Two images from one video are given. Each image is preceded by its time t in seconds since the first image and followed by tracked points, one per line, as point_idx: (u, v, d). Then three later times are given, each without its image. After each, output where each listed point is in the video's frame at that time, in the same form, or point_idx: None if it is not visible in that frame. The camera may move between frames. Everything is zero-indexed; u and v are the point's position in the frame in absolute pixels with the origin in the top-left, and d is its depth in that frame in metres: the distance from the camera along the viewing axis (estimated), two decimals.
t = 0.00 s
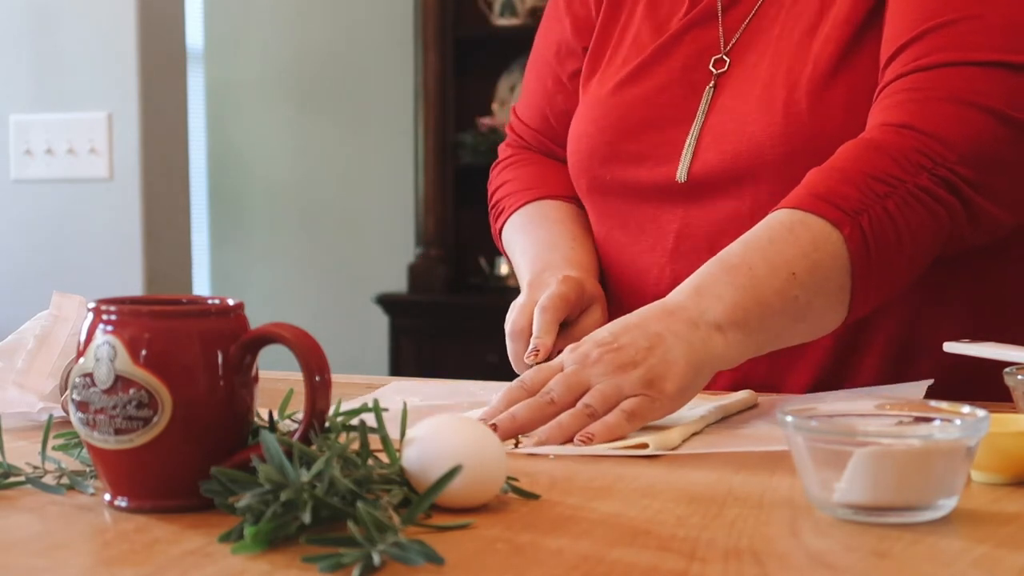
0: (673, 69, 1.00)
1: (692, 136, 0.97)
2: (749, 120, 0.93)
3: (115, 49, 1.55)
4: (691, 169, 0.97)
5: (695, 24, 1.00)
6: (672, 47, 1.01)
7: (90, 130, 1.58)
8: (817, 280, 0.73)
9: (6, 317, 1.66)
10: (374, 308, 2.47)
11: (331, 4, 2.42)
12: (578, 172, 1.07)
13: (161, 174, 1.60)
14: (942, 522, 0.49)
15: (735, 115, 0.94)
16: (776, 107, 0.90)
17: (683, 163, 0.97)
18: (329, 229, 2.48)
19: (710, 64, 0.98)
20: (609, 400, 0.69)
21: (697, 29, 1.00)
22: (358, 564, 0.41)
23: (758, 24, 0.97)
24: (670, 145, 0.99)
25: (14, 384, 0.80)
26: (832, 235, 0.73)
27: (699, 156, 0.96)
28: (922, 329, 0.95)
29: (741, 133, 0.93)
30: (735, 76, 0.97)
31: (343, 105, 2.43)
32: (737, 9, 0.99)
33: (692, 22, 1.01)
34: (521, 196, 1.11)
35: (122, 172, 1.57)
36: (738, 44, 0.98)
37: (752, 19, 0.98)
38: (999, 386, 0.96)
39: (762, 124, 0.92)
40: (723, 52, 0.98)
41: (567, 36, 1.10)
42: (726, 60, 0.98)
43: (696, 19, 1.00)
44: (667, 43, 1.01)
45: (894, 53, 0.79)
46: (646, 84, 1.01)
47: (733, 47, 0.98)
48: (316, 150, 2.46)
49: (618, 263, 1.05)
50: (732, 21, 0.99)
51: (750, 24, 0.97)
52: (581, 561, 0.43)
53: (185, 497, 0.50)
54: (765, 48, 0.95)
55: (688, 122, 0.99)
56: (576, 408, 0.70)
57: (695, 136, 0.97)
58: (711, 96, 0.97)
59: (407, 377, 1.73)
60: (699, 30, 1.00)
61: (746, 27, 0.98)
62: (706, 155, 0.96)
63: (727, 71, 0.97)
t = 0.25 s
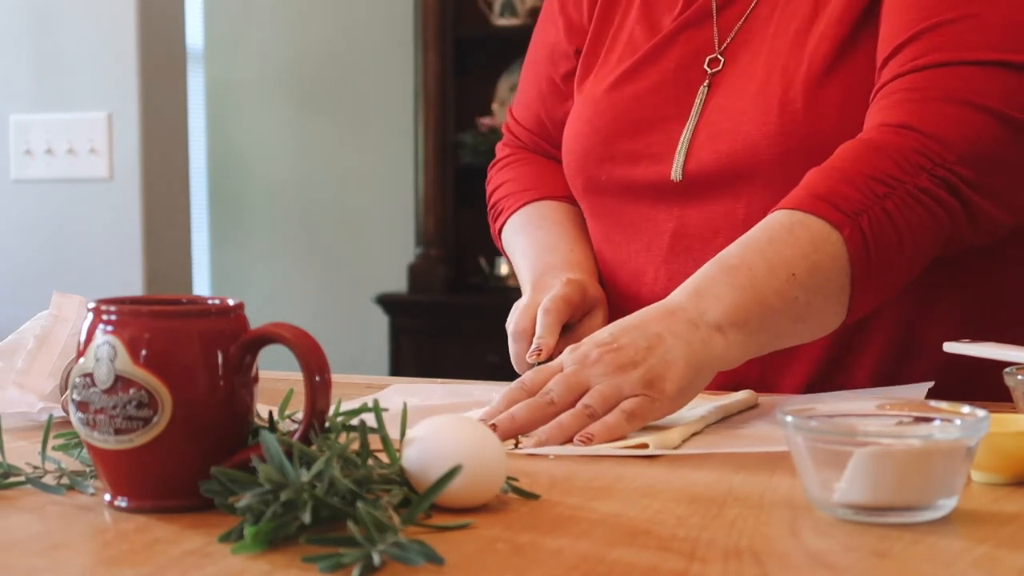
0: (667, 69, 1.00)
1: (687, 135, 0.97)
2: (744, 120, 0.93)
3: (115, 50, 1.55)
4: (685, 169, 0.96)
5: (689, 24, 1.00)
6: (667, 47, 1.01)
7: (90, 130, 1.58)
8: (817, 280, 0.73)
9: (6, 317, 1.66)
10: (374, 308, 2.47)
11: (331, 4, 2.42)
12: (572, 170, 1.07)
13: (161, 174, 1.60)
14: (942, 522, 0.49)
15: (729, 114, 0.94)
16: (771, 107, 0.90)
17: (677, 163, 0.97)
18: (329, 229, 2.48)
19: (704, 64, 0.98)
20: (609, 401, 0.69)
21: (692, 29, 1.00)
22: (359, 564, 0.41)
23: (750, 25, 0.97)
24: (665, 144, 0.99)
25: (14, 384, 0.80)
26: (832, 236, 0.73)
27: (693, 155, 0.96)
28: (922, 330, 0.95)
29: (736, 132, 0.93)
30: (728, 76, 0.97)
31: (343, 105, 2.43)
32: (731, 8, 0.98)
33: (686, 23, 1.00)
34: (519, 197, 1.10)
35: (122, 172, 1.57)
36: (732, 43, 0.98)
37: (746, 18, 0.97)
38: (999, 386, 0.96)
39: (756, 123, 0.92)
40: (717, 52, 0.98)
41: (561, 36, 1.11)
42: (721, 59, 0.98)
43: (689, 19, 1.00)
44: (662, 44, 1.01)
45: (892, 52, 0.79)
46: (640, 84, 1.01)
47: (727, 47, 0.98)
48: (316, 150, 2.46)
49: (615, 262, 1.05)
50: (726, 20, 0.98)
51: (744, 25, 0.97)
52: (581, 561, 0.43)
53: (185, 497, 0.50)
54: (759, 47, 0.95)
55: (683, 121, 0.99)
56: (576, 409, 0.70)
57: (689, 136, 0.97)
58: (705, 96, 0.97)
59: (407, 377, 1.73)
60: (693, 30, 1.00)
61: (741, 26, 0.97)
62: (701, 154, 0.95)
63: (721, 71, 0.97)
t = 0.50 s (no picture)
0: (666, 68, 1.00)
1: (683, 134, 0.97)
2: (740, 118, 0.92)
3: (115, 50, 1.55)
4: (682, 168, 0.97)
5: (689, 25, 1.01)
6: (666, 47, 1.01)
7: (90, 130, 1.58)
8: (816, 279, 0.73)
9: (6, 317, 1.66)
10: (374, 308, 2.47)
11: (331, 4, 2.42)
12: (569, 167, 1.07)
13: (161, 174, 1.60)
14: (942, 522, 0.49)
15: (726, 112, 0.94)
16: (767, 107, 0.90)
17: (673, 162, 0.97)
18: (329, 229, 2.48)
19: (703, 64, 0.99)
20: (608, 398, 0.69)
21: (692, 30, 1.00)
22: (358, 564, 0.41)
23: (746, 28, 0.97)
24: (662, 143, 0.99)
25: (14, 384, 0.80)
26: (833, 235, 0.72)
27: (689, 154, 0.96)
28: (922, 330, 0.95)
29: (732, 130, 0.93)
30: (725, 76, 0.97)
31: (342, 105, 2.43)
32: (731, 10, 0.99)
33: (687, 23, 1.01)
34: (512, 172, 1.13)
35: (122, 172, 1.57)
36: (729, 45, 0.98)
37: (744, 19, 0.98)
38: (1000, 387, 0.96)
39: (751, 122, 0.91)
40: (715, 53, 0.98)
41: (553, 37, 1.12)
42: (719, 61, 0.98)
43: (690, 20, 1.01)
44: (661, 44, 1.01)
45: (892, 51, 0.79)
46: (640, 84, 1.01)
47: (725, 48, 0.98)
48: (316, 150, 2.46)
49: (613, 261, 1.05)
50: (724, 23, 0.99)
51: (741, 29, 0.97)
52: (581, 561, 0.43)
53: (185, 497, 0.50)
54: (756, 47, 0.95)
55: (681, 120, 0.98)
56: (576, 408, 0.69)
57: (687, 135, 0.97)
58: (703, 96, 0.97)
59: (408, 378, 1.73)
60: (692, 31, 1.00)
61: (739, 27, 0.98)
62: (697, 152, 0.95)
63: (718, 73, 0.97)
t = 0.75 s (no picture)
0: (663, 69, 1.00)
1: (681, 135, 0.97)
2: (738, 119, 0.92)
3: (115, 51, 1.55)
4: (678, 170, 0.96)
5: (686, 26, 1.01)
6: (662, 47, 1.01)
7: (90, 130, 1.58)
8: (818, 269, 0.72)
9: (6, 317, 1.66)
10: (374, 307, 2.47)
11: (330, 4, 2.41)
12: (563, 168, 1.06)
13: (162, 174, 1.60)
14: (942, 522, 0.49)
15: (724, 114, 0.94)
16: (764, 108, 0.90)
17: (671, 163, 0.97)
18: (329, 229, 2.48)
19: (699, 65, 0.99)
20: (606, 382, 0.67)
21: (689, 30, 1.00)
22: (358, 564, 0.41)
23: (745, 29, 0.97)
24: (659, 145, 0.99)
25: (14, 384, 0.80)
26: (837, 227, 0.72)
27: (687, 156, 0.96)
28: (921, 330, 0.95)
29: (730, 132, 0.93)
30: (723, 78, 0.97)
31: (342, 104, 2.43)
32: (726, 10, 0.99)
33: (684, 24, 1.01)
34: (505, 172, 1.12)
35: (122, 172, 1.57)
36: (728, 46, 0.98)
37: (741, 20, 0.98)
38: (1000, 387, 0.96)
39: (748, 122, 0.91)
40: (713, 54, 0.98)
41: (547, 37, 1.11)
42: (716, 63, 0.98)
43: (687, 21, 1.00)
44: (658, 45, 1.01)
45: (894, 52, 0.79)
46: (635, 85, 1.01)
47: (722, 49, 0.98)
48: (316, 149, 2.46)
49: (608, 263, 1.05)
50: (722, 23, 0.99)
51: (738, 29, 0.97)
52: (581, 561, 0.43)
53: (185, 497, 0.50)
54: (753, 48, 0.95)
55: (679, 122, 0.98)
56: (572, 396, 0.67)
57: (684, 136, 0.97)
58: (700, 97, 0.97)
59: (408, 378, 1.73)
60: (690, 32, 1.00)
61: (736, 28, 0.98)
62: (695, 153, 0.95)
63: (716, 74, 0.97)
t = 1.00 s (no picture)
0: (663, 70, 1.00)
1: (682, 140, 0.97)
2: (739, 123, 0.93)
3: (115, 52, 1.55)
4: (681, 173, 0.96)
5: (684, 26, 1.01)
6: (661, 49, 1.01)
7: (90, 130, 1.58)
8: (825, 269, 0.71)
9: (6, 317, 1.66)
10: (374, 307, 2.47)
11: (330, 3, 2.41)
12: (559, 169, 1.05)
13: (162, 173, 1.60)
14: (942, 522, 0.49)
15: (726, 116, 0.94)
16: (767, 111, 0.91)
17: (673, 166, 0.97)
18: (329, 229, 2.48)
19: (699, 66, 0.99)
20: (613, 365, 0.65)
21: (686, 31, 1.00)
22: (359, 564, 0.41)
23: (745, 28, 0.97)
24: (660, 147, 0.99)
25: (13, 384, 0.80)
26: (844, 227, 0.71)
27: (689, 159, 0.96)
28: (921, 330, 0.95)
29: (732, 134, 0.93)
30: (723, 79, 0.97)
31: (342, 104, 2.43)
32: (726, 10, 0.99)
33: (682, 25, 1.01)
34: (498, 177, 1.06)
35: (122, 171, 1.57)
36: (727, 46, 0.98)
37: (739, 20, 0.98)
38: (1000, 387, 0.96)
39: (751, 125, 0.92)
40: (713, 54, 0.98)
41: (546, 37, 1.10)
42: (716, 63, 0.98)
43: (685, 21, 1.01)
44: (656, 46, 1.01)
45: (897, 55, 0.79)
46: (635, 86, 1.01)
47: (722, 50, 0.98)
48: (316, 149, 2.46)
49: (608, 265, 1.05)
50: (721, 22, 0.99)
51: (738, 28, 0.98)
52: (581, 561, 0.43)
53: (185, 497, 0.50)
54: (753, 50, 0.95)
55: (680, 124, 0.98)
56: (574, 382, 0.65)
57: (686, 139, 0.97)
58: (700, 99, 0.97)
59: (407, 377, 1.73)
60: (688, 32, 1.00)
61: (735, 28, 0.98)
62: (696, 158, 0.95)
63: (715, 75, 0.98)
